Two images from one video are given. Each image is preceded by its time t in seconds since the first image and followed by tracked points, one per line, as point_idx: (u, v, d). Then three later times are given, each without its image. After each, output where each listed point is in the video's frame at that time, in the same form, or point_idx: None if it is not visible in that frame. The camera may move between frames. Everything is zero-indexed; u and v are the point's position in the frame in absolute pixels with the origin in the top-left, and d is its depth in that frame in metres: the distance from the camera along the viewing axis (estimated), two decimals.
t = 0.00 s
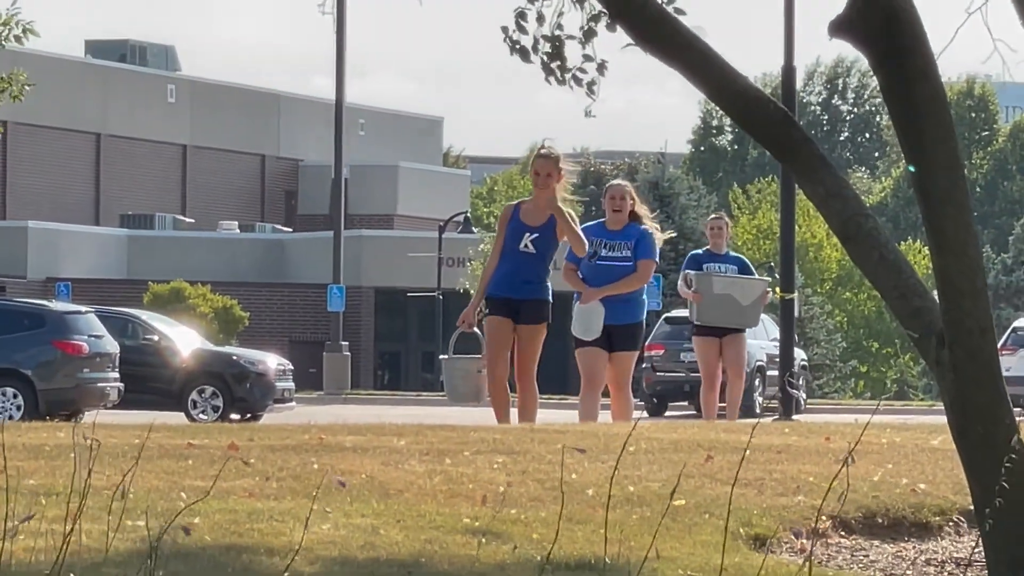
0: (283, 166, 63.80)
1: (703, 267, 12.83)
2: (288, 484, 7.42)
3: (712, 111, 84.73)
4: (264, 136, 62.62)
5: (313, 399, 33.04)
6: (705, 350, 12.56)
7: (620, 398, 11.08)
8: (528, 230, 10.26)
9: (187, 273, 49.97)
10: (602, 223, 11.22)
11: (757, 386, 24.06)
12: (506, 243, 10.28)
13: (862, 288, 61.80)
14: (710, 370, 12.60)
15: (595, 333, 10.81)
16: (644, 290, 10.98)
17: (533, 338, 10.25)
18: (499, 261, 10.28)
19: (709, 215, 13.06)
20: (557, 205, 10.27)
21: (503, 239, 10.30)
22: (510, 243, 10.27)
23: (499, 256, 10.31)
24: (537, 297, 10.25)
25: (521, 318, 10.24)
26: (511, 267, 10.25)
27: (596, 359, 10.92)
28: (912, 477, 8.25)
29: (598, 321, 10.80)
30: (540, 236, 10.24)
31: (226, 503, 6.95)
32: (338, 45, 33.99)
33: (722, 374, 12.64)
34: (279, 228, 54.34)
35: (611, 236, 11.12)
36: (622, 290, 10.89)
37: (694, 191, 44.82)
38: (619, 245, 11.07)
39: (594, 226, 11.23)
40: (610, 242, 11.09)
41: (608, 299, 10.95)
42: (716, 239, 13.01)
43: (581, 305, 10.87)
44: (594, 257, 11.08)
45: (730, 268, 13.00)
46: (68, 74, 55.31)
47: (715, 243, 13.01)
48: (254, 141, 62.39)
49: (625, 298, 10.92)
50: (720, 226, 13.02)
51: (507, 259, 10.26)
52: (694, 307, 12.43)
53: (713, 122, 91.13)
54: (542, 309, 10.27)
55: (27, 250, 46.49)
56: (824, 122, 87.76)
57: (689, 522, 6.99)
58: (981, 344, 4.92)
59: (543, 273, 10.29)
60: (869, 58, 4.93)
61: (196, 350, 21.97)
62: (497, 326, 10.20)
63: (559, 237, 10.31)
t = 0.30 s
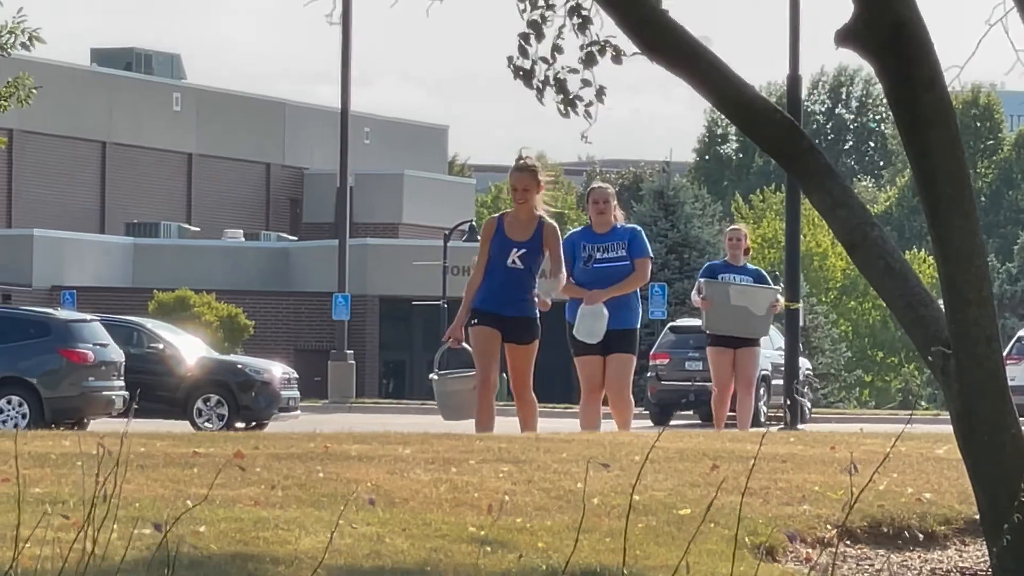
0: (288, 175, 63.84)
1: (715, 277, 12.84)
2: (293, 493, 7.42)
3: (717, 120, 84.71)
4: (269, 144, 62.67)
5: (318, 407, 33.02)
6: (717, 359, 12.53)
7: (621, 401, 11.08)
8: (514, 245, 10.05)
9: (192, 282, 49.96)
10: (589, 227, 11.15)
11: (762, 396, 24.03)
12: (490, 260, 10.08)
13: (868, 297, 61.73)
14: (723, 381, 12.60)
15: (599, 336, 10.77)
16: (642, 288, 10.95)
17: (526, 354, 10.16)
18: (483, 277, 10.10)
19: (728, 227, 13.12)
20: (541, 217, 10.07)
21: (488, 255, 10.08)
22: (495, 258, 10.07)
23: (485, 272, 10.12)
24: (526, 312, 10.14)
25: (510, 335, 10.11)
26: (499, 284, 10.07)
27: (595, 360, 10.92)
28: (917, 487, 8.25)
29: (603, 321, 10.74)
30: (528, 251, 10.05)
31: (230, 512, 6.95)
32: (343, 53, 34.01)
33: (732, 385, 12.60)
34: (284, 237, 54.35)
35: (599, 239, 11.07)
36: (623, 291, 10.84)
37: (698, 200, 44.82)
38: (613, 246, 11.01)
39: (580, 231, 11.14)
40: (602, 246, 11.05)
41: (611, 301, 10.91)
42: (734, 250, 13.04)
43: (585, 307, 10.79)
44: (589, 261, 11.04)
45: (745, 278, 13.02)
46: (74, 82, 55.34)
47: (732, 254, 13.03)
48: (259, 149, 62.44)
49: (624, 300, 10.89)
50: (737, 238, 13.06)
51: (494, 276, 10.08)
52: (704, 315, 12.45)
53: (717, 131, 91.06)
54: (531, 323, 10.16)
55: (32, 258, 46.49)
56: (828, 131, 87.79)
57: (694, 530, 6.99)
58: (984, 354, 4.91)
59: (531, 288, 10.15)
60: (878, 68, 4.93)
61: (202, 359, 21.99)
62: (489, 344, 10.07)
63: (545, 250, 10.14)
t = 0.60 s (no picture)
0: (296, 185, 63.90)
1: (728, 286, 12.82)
2: (300, 503, 7.43)
3: (726, 130, 84.74)
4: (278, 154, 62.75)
5: (326, 417, 33.05)
6: (732, 366, 12.49)
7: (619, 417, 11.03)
8: (495, 244, 10.00)
9: (199, 292, 50.03)
10: (599, 241, 11.12)
11: (771, 406, 24.03)
12: (474, 260, 10.05)
13: (876, 307, 61.71)
14: (737, 385, 12.51)
15: (605, 358, 10.80)
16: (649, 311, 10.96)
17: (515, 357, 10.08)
18: (469, 281, 10.07)
19: (744, 236, 13.13)
20: (522, 216, 9.99)
21: (471, 255, 10.05)
22: (480, 260, 10.02)
23: (471, 275, 10.08)
24: (514, 313, 10.04)
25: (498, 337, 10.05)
26: (485, 285, 10.02)
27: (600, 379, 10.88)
28: (925, 497, 8.24)
29: (611, 341, 10.74)
30: (508, 250, 9.98)
31: (237, 522, 6.96)
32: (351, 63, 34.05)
33: (746, 394, 12.57)
34: (292, 247, 54.40)
35: (612, 255, 11.05)
36: (631, 313, 10.83)
37: (707, 210, 44.81)
38: (624, 265, 11.02)
39: (591, 244, 11.11)
40: (614, 263, 11.02)
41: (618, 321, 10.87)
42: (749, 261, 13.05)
43: (591, 328, 10.79)
44: (599, 278, 10.99)
45: (759, 287, 13.01)
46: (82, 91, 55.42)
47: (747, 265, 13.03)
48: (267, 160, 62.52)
49: (633, 320, 10.85)
50: (753, 246, 13.08)
51: (479, 277, 10.04)
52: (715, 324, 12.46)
53: (725, 141, 91.07)
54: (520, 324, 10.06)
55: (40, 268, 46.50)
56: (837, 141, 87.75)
57: (701, 540, 6.98)
58: (993, 361, 4.91)
59: (517, 288, 10.06)
60: (884, 79, 4.91)
61: (210, 369, 22.00)
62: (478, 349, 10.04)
63: (530, 248, 10.04)
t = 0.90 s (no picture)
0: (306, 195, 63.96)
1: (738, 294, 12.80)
2: (309, 513, 7.42)
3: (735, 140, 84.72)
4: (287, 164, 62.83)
5: (335, 427, 33.08)
6: (740, 376, 12.49)
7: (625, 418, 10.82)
8: (489, 257, 9.94)
9: (208, 301, 50.10)
10: (611, 236, 10.96)
11: (780, 417, 24.00)
12: (468, 273, 10.02)
13: (885, 317, 61.66)
14: (748, 397, 12.54)
15: (603, 350, 10.62)
16: (654, 308, 10.73)
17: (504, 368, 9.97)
18: (462, 293, 10.03)
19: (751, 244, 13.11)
20: (518, 230, 9.96)
21: (465, 268, 10.02)
22: (473, 273, 9.99)
23: (464, 287, 10.06)
24: (505, 327, 9.96)
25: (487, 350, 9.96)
26: (475, 298, 9.98)
27: (600, 377, 10.65)
28: (934, 507, 8.23)
29: (606, 335, 10.58)
30: (502, 263, 9.92)
31: (247, 531, 6.96)
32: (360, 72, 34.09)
33: (757, 402, 12.58)
34: (301, 256, 54.47)
35: (620, 251, 10.88)
36: (629, 307, 10.64)
37: (716, 220, 44.79)
38: (630, 260, 10.82)
39: (602, 239, 10.98)
40: (619, 258, 10.85)
41: (617, 315, 10.70)
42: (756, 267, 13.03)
43: (587, 320, 10.65)
44: (602, 270, 10.84)
45: (768, 296, 13.00)
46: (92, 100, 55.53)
47: (755, 273, 13.02)
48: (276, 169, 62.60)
49: (633, 316, 10.68)
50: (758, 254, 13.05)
51: (470, 290, 10.01)
52: (726, 334, 12.43)
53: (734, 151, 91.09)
54: (511, 338, 9.96)
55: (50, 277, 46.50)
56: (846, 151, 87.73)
57: (711, 550, 6.97)
58: (1003, 374, 4.68)
59: (509, 302, 9.99)
60: (895, 88, 4.68)
61: (219, 378, 22.05)
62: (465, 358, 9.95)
63: (525, 264, 9.98)
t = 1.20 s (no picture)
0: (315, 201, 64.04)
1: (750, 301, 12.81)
2: (318, 518, 7.43)
3: (744, 147, 84.71)
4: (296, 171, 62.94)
5: (344, 433, 33.09)
6: (751, 383, 12.49)
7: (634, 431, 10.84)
8: (485, 255, 9.82)
9: (216, 307, 50.16)
10: (603, 247, 10.87)
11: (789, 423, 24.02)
12: (461, 270, 9.87)
13: (894, 324, 61.60)
14: (759, 404, 12.52)
15: (606, 361, 10.55)
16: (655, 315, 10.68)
17: (500, 369, 9.91)
18: (456, 289, 9.88)
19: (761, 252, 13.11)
20: (514, 226, 9.85)
21: (458, 264, 9.87)
22: (467, 270, 9.86)
23: (456, 285, 9.92)
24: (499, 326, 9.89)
25: (484, 351, 9.87)
26: (470, 295, 9.85)
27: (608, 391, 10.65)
28: (943, 514, 8.22)
29: (610, 349, 10.53)
30: (498, 260, 9.82)
31: (257, 537, 6.97)
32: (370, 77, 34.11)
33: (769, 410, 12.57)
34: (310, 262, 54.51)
35: (614, 261, 10.78)
36: (630, 317, 10.58)
37: (724, 226, 44.78)
38: (625, 270, 10.72)
39: (594, 250, 10.88)
40: (614, 268, 10.75)
41: (620, 325, 10.66)
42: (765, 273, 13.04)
43: (589, 331, 10.59)
44: (599, 284, 10.76)
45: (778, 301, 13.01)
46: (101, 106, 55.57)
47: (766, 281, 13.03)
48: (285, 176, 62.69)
49: (635, 326, 10.62)
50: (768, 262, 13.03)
51: (465, 288, 9.87)
52: (739, 340, 12.43)
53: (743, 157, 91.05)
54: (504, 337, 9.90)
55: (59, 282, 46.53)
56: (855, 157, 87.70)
57: (720, 557, 6.98)
58: (1012, 379, 4.67)
59: (503, 300, 9.90)
60: (903, 93, 4.63)
61: (228, 385, 22.08)
62: (461, 358, 9.83)
63: (518, 261, 9.90)
